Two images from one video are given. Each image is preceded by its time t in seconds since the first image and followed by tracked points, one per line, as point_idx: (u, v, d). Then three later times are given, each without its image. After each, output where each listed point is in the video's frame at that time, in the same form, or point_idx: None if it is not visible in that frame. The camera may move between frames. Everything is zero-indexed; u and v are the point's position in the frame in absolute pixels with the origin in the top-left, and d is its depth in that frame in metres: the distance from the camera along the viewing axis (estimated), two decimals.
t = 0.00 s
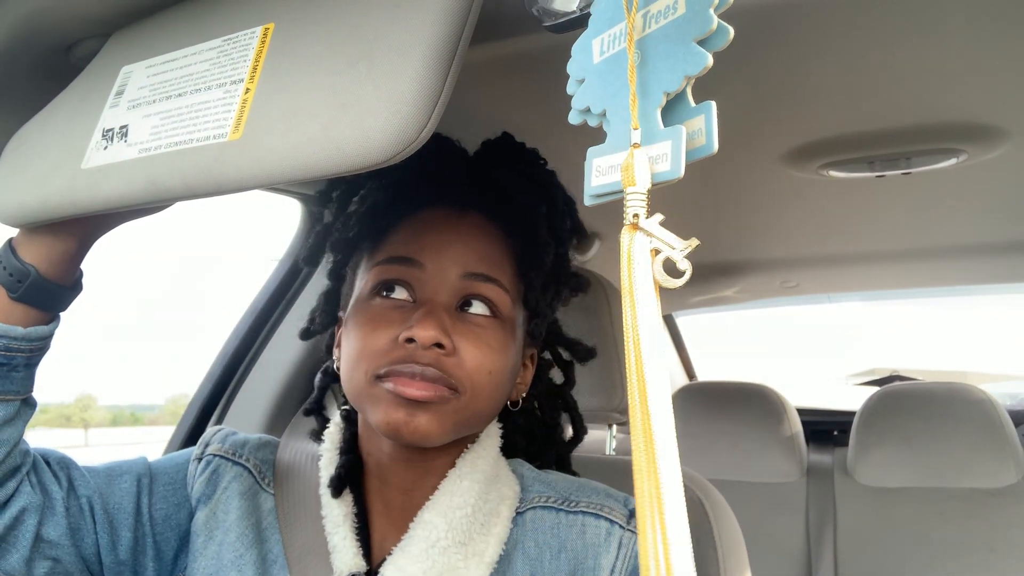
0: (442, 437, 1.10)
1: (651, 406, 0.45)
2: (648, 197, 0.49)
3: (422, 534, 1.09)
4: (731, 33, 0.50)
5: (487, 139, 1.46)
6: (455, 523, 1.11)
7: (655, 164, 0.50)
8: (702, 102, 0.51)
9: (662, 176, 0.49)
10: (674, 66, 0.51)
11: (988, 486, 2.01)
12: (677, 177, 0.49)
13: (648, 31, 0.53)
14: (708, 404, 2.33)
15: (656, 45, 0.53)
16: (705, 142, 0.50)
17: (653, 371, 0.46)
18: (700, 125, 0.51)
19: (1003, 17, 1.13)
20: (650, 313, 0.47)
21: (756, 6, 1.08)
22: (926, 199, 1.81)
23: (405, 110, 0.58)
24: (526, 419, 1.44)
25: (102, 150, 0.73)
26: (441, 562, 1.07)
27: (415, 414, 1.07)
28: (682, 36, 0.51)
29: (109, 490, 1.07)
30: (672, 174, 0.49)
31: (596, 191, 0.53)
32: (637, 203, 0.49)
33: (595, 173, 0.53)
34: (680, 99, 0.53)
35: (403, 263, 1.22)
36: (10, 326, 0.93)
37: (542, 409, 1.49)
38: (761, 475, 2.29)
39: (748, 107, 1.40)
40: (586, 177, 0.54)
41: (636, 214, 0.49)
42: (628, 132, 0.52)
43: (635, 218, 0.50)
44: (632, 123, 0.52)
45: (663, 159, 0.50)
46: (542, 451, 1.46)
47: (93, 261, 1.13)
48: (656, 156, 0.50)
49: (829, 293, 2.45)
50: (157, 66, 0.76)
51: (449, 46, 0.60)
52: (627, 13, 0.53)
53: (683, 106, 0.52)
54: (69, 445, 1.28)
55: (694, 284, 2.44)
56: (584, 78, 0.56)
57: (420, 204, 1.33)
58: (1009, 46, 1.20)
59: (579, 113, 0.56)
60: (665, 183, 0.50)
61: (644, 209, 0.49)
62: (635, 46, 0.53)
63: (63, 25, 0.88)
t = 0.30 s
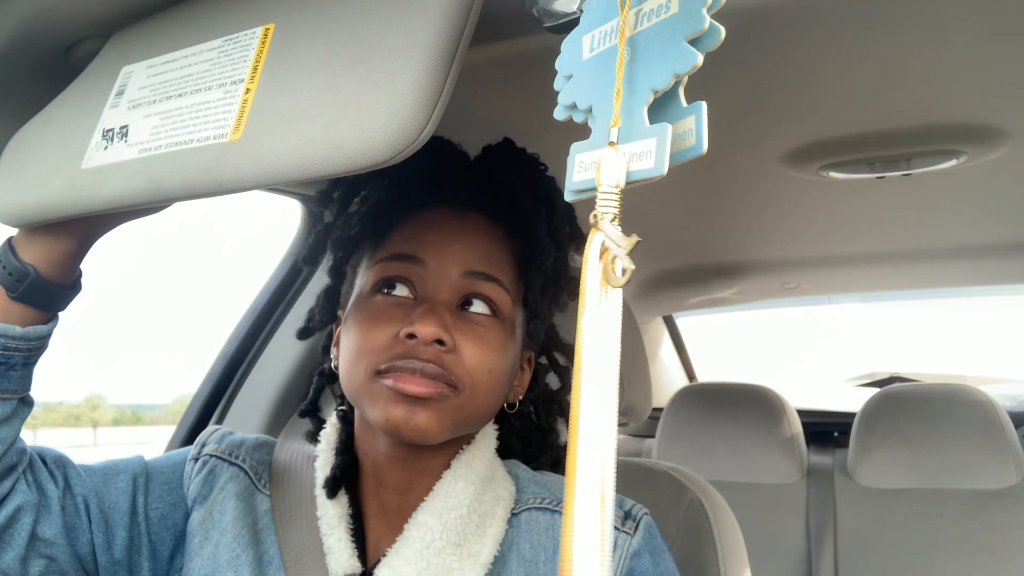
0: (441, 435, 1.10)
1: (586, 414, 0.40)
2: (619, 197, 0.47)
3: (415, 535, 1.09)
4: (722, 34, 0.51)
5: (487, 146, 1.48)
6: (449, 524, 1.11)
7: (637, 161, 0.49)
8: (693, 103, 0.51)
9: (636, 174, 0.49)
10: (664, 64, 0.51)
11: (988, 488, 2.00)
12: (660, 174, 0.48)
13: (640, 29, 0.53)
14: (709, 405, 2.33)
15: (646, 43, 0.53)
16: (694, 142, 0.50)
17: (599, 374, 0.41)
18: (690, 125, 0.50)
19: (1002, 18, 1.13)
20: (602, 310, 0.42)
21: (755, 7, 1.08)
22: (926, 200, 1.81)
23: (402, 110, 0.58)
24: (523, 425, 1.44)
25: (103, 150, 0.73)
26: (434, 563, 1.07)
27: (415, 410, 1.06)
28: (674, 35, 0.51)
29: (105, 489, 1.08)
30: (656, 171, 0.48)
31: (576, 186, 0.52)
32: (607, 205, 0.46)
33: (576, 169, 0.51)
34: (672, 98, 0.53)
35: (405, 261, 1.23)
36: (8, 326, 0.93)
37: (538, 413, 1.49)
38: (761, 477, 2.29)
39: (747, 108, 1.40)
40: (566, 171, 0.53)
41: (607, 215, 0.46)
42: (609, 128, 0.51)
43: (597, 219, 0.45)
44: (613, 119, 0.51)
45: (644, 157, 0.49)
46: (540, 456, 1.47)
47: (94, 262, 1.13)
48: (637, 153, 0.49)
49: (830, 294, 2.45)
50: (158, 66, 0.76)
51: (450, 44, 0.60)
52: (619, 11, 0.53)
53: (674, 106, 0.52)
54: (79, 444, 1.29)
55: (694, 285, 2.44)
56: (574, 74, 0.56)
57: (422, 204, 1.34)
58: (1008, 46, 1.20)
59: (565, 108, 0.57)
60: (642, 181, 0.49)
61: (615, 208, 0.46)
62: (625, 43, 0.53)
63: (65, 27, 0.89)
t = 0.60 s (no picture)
0: (447, 432, 1.10)
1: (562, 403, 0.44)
2: (608, 190, 0.48)
3: (420, 535, 1.09)
4: (715, 30, 0.50)
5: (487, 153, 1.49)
6: (453, 524, 1.11)
7: (626, 158, 0.49)
8: (687, 99, 0.51)
9: (625, 170, 0.48)
10: (658, 60, 0.51)
11: (988, 487, 2.00)
12: (648, 170, 0.48)
13: (634, 26, 0.53)
14: (709, 405, 2.33)
15: (640, 40, 0.53)
16: (687, 139, 0.50)
17: (575, 368, 0.45)
18: (683, 122, 0.51)
19: (1002, 18, 1.13)
20: (583, 308, 0.45)
21: (755, 7, 1.08)
22: (926, 200, 1.81)
23: (402, 109, 0.58)
24: (525, 425, 1.45)
25: (103, 151, 0.73)
26: (439, 562, 1.07)
27: (421, 405, 1.06)
28: (668, 31, 0.51)
29: (109, 491, 1.08)
30: (643, 167, 0.48)
31: (565, 182, 0.52)
32: (596, 196, 0.48)
33: (566, 163, 0.52)
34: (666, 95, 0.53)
35: (409, 259, 1.23)
36: (10, 327, 0.93)
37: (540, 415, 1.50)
38: (762, 477, 2.29)
39: (747, 108, 1.40)
40: (556, 167, 0.53)
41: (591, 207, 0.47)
42: (600, 125, 0.51)
43: (586, 210, 0.47)
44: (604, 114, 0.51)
45: (633, 153, 0.49)
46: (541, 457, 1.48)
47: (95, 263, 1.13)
48: (627, 149, 0.49)
49: (830, 294, 2.45)
50: (158, 67, 0.76)
51: (451, 43, 0.60)
52: (614, 7, 0.53)
53: (668, 104, 0.52)
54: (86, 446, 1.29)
55: (694, 285, 2.44)
56: (566, 70, 0.56)
57: (425, 205, 1.34)
58: (1008, 46, 1.20)
59: (557, 104, 0.56)
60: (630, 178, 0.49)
61: (602, 202, 0.48)
62: (618, 39, 0.53)
63: (64, 28, 0.89)
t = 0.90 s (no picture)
0: (447, 428, 1.10)
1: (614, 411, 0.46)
2: (628, 191, 0.49)
3: (416, 532, 1.09)
4: (723, 26, 0.50)
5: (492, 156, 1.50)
6: (452, 522, 1.11)
7: (641, 158, 0.49)
8: (695, 97, 0.51)
9: (643, 170, 0.49)
10: (665, 59, 0.51)
11: (987, 484, 2.01)
12: (663, 170, 0.48)
13: (641, 25, 0.53)
14: (708, 402, 2.34)
15: (648, 40, 0.53)
16: (697, 137, 0.50)
17: (621, 380, 0.47)
18: (692, 120, 0.51)
19: (1002, 15, 1.13)
20: (619, 315, 0.47)
21: (755, 5, 1.08)
22: (925, 197, 1.82)
23: (401, 106, 0.58)
24: (524, 424, 1.45)
25: (102, 148, 0.73)
26: (437, 559, 1.07)
27: (423, 401, 1.06)
28: (676, 30, 0.51)
29: (110, 489, 1.08)
30: (659, 167, 0.48)
31: (581, 184, 0.52)
32: (617, 197, 0.49)
33: (581, 166, 0.52)
34: (673, 94, 0.53)
35: (413, 255, 1.23)
36: (9, 327, 0.93)
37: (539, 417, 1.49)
38: (761, 474, 2.30)
39: (747, 105, 1.40)
40: (571, 169, 0.53)
41: (614, 208, 0.48)
42: (613, 126, 0.51)
43: (610, 212, 0.49)
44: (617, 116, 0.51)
45: (648, 153, 0.49)
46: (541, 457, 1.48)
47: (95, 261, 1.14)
48: (642, 150, 0.50)
49: (830, 291, 2.45)
50: (157, 64, 0.76)
51: (450, 40, 0.60)
52: (620, 7, 0.53)
53: (676, 102, 0.52)
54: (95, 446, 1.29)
55: (694, 283, 2.44)
56: (576, 72, 0.56)
57: (429, 202, 1.34)
58: (1008, 44, 1.20)
59: (568, 107, 0.56)
60: (649, 177, 0.50)
61: (623, 202, 0.48)
62: (627, 39, 0.53)
63: (63, 25, 0.88)
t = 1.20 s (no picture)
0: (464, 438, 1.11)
1: (596, 420, 0.47)
2: (630, 202, 0.49)
3: (438, 525, 1.10)
4: (731, 39, 0.50)
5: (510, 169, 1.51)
6: (471, 516, 1.12)
7: (649, 168, 0.50)
8: (702, 106, 0.51)
9: (648, 180, 0.50)
10: (673, 69, 0.51)
11: (987, 487, 2.01)
12: (670, 181, 0.49)
13: (647, 33, 0.53)
14: (709, 404, 2.33)
15: (654, 48, 0.52)
16: (704, 146, 0.50)
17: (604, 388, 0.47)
18: (699, 129, 0.50)
19: (1003, 17, 1.13)
20: (611, 326, 0.48)
21: (755, 7, 1.08)
22: (925, 199, 1.82)
23: (402, 109, 0.58)
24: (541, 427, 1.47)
25: (103, 149, 0.73)
26: (455, 553, 1.08)
27: (442, 411, 1.07)
28: (683, 39, 0.51)
29: (139, 486, 1.09)
30: (666, 178, 0.49)
31: (588, 190, 0.53)
32: (619, 210, 0.49)
33: (587, 172, 0.53)
34: (679, 102, 0.53)
35: (436, 266, 1.23)
36: (22, 329, 0.93)
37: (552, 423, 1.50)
38: (762, 476, 2.29)
39: (748, 107, 1.40)
40: (577, 174, 0.54)
41: (615, 221, 0.49)
42: (619, 134, 0.52)
43: (611, 223, 0.49)
44: (624, 125, 0.51)
45: (656, 163, 0.50)
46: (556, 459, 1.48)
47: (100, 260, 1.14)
48: (650, 159, 0.50)
49: (830, 293, 2.45)
50: (158, 65, 0.76)
51: (452, 43, 0.60)
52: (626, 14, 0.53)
53: (682, 110, 0.52)
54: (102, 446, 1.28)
55: (695, 284, 2.44)
56: (580, 76, 0.56)
57: (450, 215, 1.35)
58: (1008, 46, 1.20)
59: (572, 110, 0.56)
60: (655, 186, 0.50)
61: (626, 216, 0.49)
62: (634, 46, 0.53)
63: (65, 25, 0.88)
